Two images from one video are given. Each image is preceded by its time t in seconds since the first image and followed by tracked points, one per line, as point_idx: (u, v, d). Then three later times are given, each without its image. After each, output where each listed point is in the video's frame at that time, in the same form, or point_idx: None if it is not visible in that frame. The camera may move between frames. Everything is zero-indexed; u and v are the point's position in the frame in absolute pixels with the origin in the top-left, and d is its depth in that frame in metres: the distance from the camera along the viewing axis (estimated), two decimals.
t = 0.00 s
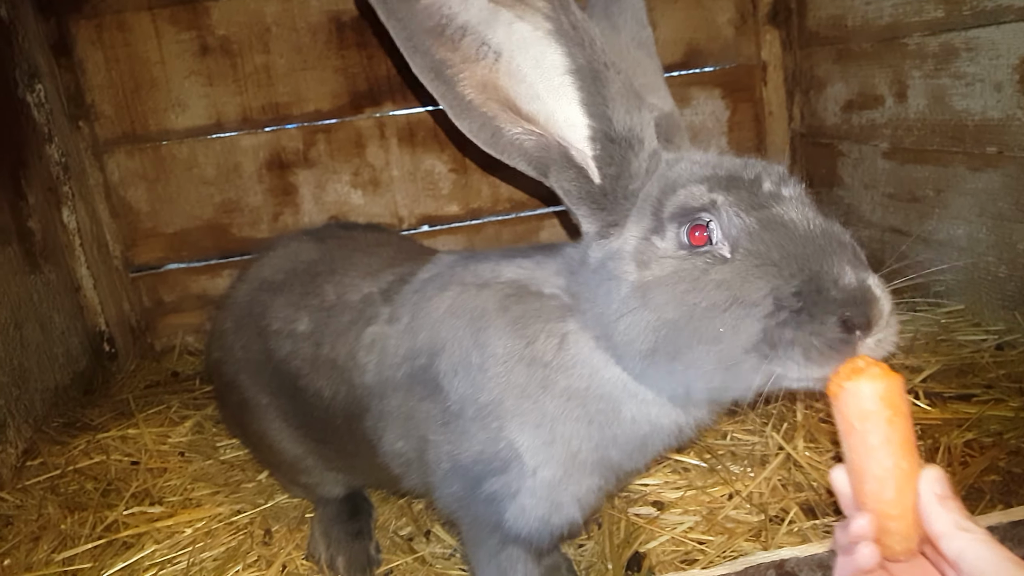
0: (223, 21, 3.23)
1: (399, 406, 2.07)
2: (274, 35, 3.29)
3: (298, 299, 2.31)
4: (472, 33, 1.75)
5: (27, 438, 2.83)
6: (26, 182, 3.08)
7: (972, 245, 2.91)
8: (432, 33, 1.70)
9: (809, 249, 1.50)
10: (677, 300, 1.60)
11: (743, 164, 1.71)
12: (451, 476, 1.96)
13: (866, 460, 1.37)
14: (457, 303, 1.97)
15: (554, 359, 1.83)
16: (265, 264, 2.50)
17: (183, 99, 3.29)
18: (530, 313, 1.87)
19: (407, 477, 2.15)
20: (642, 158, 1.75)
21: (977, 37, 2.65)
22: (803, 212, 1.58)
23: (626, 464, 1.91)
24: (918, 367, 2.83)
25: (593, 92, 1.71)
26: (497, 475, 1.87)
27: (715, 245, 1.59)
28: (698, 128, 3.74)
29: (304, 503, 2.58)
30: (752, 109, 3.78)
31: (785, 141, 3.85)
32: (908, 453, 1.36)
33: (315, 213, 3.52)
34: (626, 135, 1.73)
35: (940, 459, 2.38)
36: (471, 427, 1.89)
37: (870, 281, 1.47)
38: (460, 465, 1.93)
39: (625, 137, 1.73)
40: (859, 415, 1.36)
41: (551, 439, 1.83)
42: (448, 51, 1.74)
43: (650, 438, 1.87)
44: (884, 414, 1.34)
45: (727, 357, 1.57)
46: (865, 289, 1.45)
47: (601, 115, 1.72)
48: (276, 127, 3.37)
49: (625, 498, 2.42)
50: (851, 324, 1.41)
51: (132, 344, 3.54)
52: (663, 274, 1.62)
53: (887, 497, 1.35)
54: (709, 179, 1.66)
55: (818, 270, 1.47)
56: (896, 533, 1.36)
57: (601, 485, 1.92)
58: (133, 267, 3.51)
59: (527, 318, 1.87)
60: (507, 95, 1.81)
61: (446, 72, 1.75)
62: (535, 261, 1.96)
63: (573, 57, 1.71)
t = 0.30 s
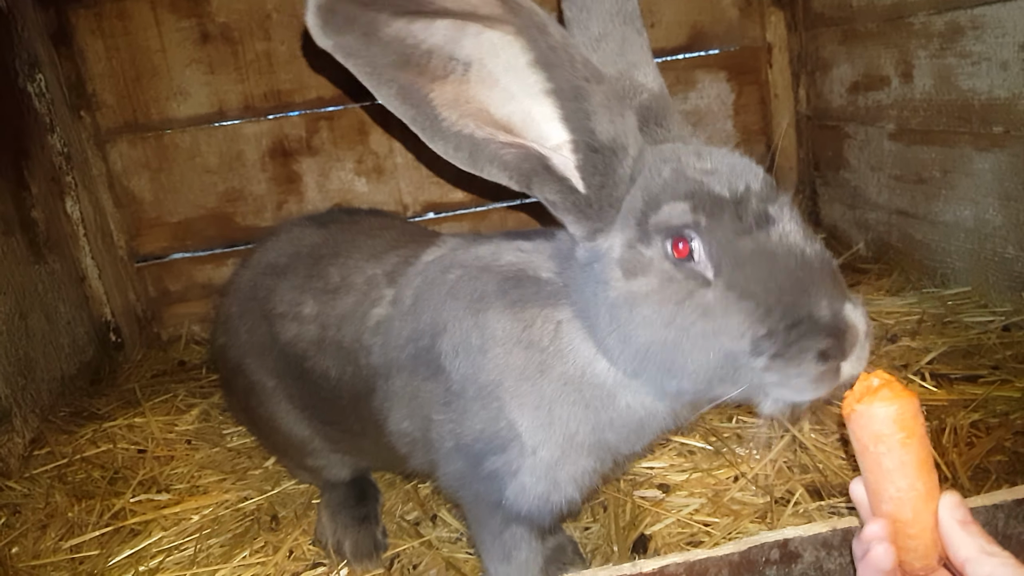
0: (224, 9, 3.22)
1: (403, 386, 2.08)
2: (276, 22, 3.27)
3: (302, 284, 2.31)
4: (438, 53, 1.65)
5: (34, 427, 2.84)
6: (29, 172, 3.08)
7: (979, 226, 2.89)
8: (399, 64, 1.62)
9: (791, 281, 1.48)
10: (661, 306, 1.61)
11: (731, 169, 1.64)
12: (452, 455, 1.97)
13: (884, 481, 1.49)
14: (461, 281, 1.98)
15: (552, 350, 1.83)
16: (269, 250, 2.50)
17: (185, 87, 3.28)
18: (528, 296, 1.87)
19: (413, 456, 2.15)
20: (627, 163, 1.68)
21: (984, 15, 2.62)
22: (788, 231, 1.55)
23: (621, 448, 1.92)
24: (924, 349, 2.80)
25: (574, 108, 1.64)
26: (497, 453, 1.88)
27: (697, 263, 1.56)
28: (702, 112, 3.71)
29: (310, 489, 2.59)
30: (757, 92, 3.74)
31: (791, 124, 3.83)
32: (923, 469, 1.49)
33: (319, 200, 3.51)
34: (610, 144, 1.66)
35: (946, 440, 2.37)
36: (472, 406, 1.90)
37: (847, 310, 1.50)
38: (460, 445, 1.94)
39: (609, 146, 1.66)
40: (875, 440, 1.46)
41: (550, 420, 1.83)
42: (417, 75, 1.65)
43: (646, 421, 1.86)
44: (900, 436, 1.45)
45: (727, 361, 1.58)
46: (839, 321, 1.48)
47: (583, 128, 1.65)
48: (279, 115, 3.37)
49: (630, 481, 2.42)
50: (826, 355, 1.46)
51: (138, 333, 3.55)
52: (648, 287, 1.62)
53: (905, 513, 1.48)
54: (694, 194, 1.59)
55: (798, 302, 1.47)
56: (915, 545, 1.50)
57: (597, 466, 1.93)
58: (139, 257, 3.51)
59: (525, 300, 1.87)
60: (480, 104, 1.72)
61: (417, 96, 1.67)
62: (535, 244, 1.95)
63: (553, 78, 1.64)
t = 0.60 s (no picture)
0: None
1: (400, 375, 2.08)
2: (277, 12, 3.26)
3: (303, 273, 2.31)
4: (416, 57, 1.60)
5: (39, 417, 2.85)
6: (32, 164, 3.08)
7: (984, 210, 2.87)
8: (376, 70, 1.57)
9: (776, 281, 1.49)
10: (649, 311, 1.59)
11: (716, 170, 1.64)
12: (448, 445, 1.99)
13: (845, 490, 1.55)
14: (459, 271, 1.97)
15: (542, 344, 1.82)
16: (270, 239, 2.50)
17: (187, 77, 3.28)
18: (521, 289, 1.85)
19: (412, 445, 2.16)
20: (613, 166, 1.67)
21: None
22: (773, 232, 1.55)
23: (612, 443, 1.92)
24: (930, 335, 2.79)
25: (557, 110, 1.60)
26: (491, 444, 1.89)
27: (684, 267, 1.56)
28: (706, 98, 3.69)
29: (314, 478, 2.60)
30: (761, 78, 3.72)
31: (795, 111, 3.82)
32: (884, 484, 1.54)
33: (322, 189, 3.51)
34: (595, 146, 1.64)
35: (951, 426, 2.36)
36: (467, 397, 1.90)
37: (836, 308, 1.48)
38: (456, 434, 1.95)
39: (594, 148, 1.64)
40: (831, 448, 1.54)
41: (541, 413, 1.83)
42: (394, 81, 1.60)
43: (633, 420, 1.87)
44: (852, 445, 1.53)
45: (717, 365, 1.55)
46: (826, 319, 1.46)
47: (568, 130, 1.62)
48: (281, 105, 3.37)
49: (633, 468, 2.42)
50: (812, 356, 1.45)
51: (143, 324, 3.56)
52: (636, 293, 1.60)
53: (866, 524, 1.52)
54: (677, 197, 1.60)
55: (783, 303, 1.47)
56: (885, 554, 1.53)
57: (587, 460, 1.93)
58: (143, 247, 3.52)
59: (519, 293, 1.85)
60: (463, 109, 1.69)
61: (397, 102, 1.62)
62: (530, 235, 1.93)
63: (533, 78, 1.59)
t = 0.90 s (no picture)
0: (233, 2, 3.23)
1: (396, 381, 2.08)
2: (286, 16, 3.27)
3: (305, 275, 2.32)
4: (411, 80, 1.54)
5: (39, 414, 2.86)
6: (38, 162, 3.09)
7: (985, 219, 2.88)
8: (370, 97, 1.50)
9: (761, 322, 1.49)
10: (635, 332, 1.62)
11: (709, 199, 1.64)
12: (443, 452, 2.00)
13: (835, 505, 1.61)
14: (455, 280, 1.97)
15: (533, 358, 1.83)
16: (273, 241, 2.51)
17: (194, 79, 3.29)
18: (517, 298, 1.86)
19: (409, 449, 2.16)
20: (607, 188, 1.67)
21: (988, 11, 2.61)
22: (763, 266, 1.55)
23: (605, 454, 1.93)
24: (930, 342, 2.80)
25: (551, 134, 1.61)
26: (487, 451, 1.90)
27: (670, 293, 1.58)
28: (709, 105, 3.70)
29: (313, 479, 2.60)
30: (763, 85, 3.73)
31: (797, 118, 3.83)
32: (877, 499, 1.59)
33: (326, 190, 3.53)
34: (590, 169, 1.64)
35: (950, 434, 2.37)
36: (460, 404, 1.92)
37: (822, 354, 1.48)
38: (450, 441, 1.96)
39: (589, 171, 1.64)
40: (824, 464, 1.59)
41: (533, 422, 1.85)
42: (388, 105, 1.53)
43: (625, 432, 1.88)
44: (847, 459, 1.57)
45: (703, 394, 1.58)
46: (812, 366, 1.46)
47: (562, 153, 1.62)
48: (287, 107, 3.38)
49: (631, 473, 2.43)
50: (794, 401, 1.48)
51: (145, 322, 3.57)
52: (624, 314, 1.63)
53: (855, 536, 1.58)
54: (668, 226, 1.60)
55: (769, 345, 1.48)
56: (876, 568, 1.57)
57: (580, 469, 1.94)
58: (147, 246, 3.52)
59: (513, 302, 1.86)
60: (458, 128, 1.65)
61: (393, 126, 1.56)
62: (521, 242, 1.92)
63: (531, 107, 1.59)
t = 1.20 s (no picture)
0: (246, 35, 3.28)
1: (401, 417, 2.11)
2: (297, 49, 3.32)
3: (314, 308, 2.36)
4: (433, 126, 1.65)
5: (47, 440, 2.89)
6: (52, 190, 3.15)
7: (983, 254, 2.91)
8: (394, 139, 1.61)
9: (771, 355, 1.53)
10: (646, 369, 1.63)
11: (714, 240, 1.69)
12: (446, 489, 2.02)
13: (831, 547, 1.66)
14: (460, 317, 2.00)
15: (540, 399, 1.85)
16: (283, 273, 2.55)
17: (207, 110, 3.34)
18: (521, 338, 1.88)
19: (411, 485, 2.18)
20: (615, 232, 1.72)
21: (983, 51, 2.66)
22: (769, 301, 1.60)
23: (606, 495, 1.96)
24: (930, 375, 2.82)
25: (564, 179, 1.68)
26: (490, 490, 1.93)
27: (681, 331, 1.61)
28: (711, 137, 3.75)
29: (316, 509, 2.62)
30: (764, 118, 3.78)
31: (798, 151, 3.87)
32: (869, 544, 1.65)
33: (333, 219, 3.57)
34: (599, 213, 1.70)
35: (950, 470, 2.39)
36: (462, 444, 1.94)
37: (832, 385, 1.52)
38: (453, 477, 1.98)
39: (598, 215, 1.70)
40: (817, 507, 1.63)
41: (535, 463, 1.87)
42: (411, 148, 1.64)
43: (626, 474, 1.90)
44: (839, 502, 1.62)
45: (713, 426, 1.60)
46: (824, 396, 1.49)
47: (574, 198, 1.69)
48: (298, 137, 3.42)
49: (635, 507, 2.45)
50: (807, 432, 1.50)
51: (152, 348, 3.60)
52: (634, 355, 1.65)
53: None
54: (676, 264, 1.65)
55: (780, 377, 1.51)
56: None
57: (580, 509, 1.96)
58: (156, 272, 3.56)
59: (518, 343, 1.88)
60: (474, 174, 1.73)
61: (412, 168, 1.66)
62: (525, 282, 1.97)
63: (543, 151, 1.67)
